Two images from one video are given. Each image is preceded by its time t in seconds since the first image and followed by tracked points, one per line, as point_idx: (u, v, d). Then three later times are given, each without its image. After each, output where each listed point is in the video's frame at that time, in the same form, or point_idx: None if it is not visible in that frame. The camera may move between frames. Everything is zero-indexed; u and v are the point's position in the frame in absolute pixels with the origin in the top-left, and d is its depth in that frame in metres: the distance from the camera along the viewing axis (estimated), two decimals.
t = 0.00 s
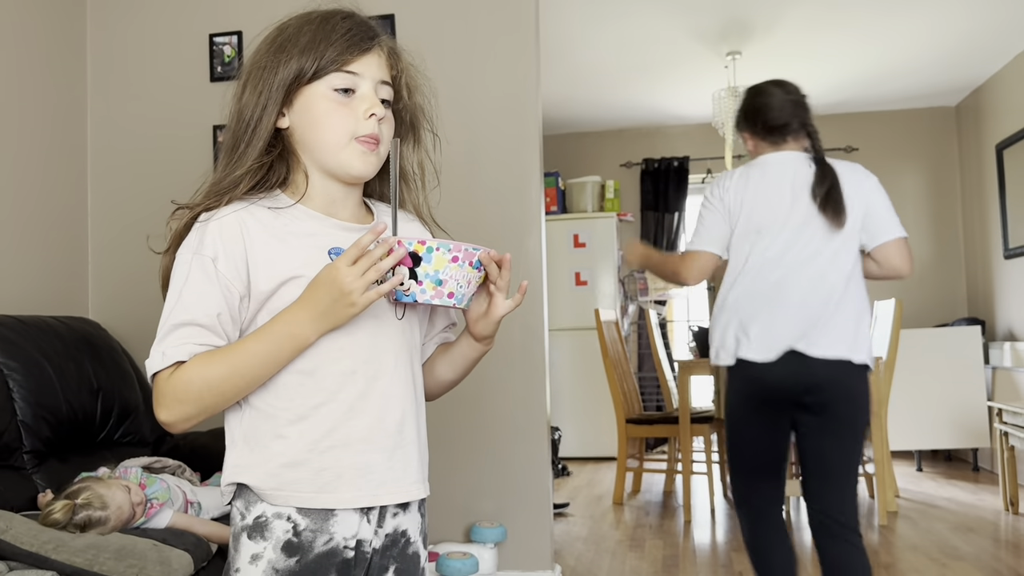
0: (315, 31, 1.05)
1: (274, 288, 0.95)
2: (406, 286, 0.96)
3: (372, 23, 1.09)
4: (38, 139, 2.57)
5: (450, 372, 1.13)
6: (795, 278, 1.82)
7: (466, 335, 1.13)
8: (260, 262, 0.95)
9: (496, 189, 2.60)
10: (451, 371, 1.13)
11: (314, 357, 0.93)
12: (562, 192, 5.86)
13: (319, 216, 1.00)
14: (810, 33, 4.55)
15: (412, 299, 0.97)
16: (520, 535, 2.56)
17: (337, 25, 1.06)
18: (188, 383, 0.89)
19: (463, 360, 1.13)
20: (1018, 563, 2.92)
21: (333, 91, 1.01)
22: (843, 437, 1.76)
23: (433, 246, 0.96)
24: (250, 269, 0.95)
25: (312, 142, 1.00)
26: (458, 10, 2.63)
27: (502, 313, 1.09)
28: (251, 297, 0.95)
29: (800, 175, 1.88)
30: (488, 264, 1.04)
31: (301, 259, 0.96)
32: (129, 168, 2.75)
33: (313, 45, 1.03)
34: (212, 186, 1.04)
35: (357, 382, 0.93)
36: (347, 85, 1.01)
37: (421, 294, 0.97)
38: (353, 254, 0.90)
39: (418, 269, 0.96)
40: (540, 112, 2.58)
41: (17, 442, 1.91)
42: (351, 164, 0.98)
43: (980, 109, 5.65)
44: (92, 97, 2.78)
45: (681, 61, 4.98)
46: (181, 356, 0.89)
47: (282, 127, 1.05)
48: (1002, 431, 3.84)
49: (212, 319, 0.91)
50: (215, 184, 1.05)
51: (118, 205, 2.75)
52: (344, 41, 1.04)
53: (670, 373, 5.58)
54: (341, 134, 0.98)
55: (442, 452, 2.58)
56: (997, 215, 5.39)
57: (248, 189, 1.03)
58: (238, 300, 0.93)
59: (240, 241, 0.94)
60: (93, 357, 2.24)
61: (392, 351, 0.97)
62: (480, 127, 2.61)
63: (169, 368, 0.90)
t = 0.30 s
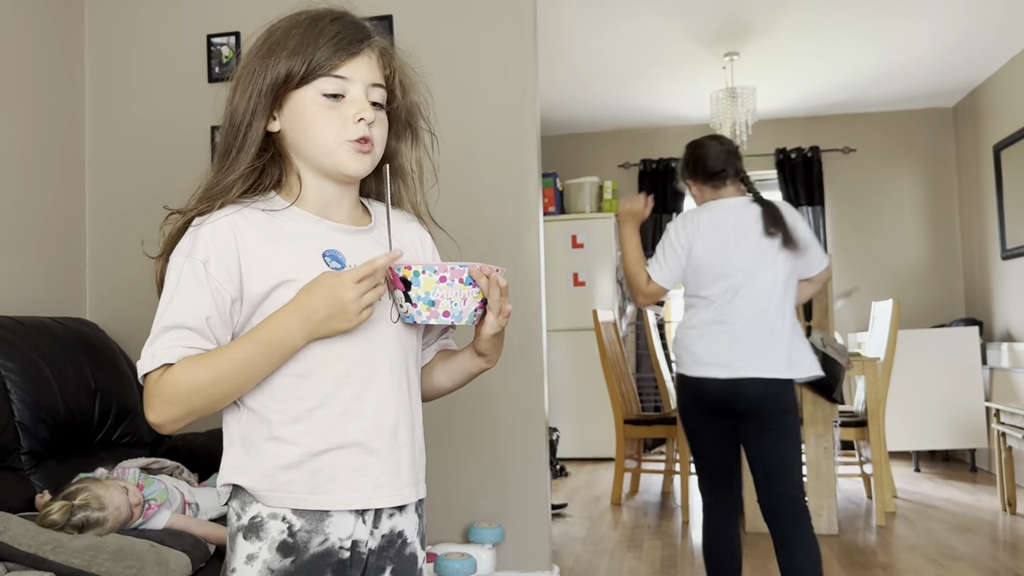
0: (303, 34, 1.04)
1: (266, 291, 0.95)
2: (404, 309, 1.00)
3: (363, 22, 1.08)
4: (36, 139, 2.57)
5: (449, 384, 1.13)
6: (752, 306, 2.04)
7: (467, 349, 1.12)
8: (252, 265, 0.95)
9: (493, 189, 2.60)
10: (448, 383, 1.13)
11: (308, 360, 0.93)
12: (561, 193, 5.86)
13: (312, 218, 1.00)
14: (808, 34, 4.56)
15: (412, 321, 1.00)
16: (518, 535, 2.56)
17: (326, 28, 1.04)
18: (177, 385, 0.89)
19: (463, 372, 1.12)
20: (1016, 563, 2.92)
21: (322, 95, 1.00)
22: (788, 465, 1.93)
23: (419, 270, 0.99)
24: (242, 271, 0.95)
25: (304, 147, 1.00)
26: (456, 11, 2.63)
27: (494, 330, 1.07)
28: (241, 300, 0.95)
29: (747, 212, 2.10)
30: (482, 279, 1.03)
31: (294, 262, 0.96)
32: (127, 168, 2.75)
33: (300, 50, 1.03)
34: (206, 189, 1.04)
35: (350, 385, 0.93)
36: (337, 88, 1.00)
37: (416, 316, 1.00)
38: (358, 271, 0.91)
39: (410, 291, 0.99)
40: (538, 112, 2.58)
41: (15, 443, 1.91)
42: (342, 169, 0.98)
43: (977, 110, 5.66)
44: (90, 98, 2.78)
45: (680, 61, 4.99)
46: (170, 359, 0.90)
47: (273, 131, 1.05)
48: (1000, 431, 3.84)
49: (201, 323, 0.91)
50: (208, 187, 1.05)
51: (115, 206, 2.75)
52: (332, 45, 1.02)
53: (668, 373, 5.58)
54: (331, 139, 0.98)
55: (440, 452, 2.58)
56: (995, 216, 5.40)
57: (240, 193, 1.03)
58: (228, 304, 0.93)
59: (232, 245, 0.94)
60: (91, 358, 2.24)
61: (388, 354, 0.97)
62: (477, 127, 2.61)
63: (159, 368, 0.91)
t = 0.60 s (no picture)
0: (287, 34, 1.04)
1: (265, 290, 0.93)
2: (398, 317, 0.99)
3: (352, 17, 1.08)
4: (34, 139, 2.57)
5: (445, 389, 1.13)
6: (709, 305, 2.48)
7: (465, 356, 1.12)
8: (251, 264, 0.94)
9: (491, 189, 2.60)
10: (444, 388, 1.13)
11: (305, 361, 0.92)
12: (559, 193, 5.86)
13: (314, 217, 0.99)
14: (807, 34, 4.56)
15: (405, 329, 1.00)
16: (517, 535, 2.56)
17: (309, 27, 1.04)
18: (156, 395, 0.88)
19: (459, 379, 1.12)
20: (1014, 564, 2.92)
21: (311, 94, 1.00)
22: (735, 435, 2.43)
23: (413, 277, 0.98)
24: (242, 270, 0.94)
25: (296, 147, 1.00)
26: (454, 11, 2.63)
27: (486, 340, 1.06)
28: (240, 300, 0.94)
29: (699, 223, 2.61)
30: (478, 287, 1.04)
31: (293, 262, 0.95)
32: (126, 168, 2.75)
33: (282, 51, 1.03)
34: (205, 187, 1.05)
35: (349, 387, 0.93)
36: (326, 88, 1.00)
37: (411, 324, 0.99)
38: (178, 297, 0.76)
39: (404, 299, 0.98)
40: (535, 112, 2.58)
41: (12, 444, 1.91)
42: (335, 167, 0.98)
43: (976, 111, 5.66)
44: (89, 98, 2.78)
45: (678, 62, 4.98)
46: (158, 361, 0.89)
47: (269, 134, 1.06)
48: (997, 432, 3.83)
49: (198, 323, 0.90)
50: (207, 190, 1.06)
51: (114, 205, 2.75)
52: (316, 44, 1.02)
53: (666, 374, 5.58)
54: (322, 138, 0.98)
55: (438, 453, 2.58)
56: (992, 216, 5.40)
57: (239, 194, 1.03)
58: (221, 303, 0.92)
59: (232, 245, 0.94)
60: (89, 358, 2.23)
61: (388, 355, 0.97)
62: (474, 128, 2.61)
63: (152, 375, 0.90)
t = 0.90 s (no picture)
0: (294, 34, 1.04)
1: (262, 288, 0.93)
2: (398, 324, 0.99)
3: (361, 17, 1.08)
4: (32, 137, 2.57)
5: (443, 391, 1.13)
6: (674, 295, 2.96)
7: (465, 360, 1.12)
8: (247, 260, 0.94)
9: (491, 189, 2.60)
10: (443, 390, 1.13)
11: (302, 362, 0.92)
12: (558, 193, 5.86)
13: (317, 216, 1.00)
14: (806, 34, 4.55)
15: (406, 336, 1.00)
16: (515, 535, 2.56)
17: (315, 27, 1.04)
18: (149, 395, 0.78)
19: (457, 384, 1.12)
20: (1011, 564, 2.93)
21: (316, 95, 1.00)
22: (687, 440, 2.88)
23: (413, 287, 0.97)
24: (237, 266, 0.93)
25: (302, 147, 0.99)
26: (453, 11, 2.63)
27: (486, 348, 1.05)
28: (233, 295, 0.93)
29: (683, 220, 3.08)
30: (479, 297, 1.02)
31: (291, 261, 0.95)
32: (124, 168, 2.75)
33: (290, 51, 1.03)
34: (210, 183, 1.05)
35: (345, 388, 0.93)
36: (332, 88, 1.00)
37: (412, 331, 0.99)
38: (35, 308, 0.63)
39: (404, 307, 0.98)
40: (535, 112, 2.58)
41: (10, 443, 1.90)
42: (339, 169, 0.98)
43: (974, 112, 5.66)
44: (87, 97, 2.78)
45: (677, 62, 4.98)
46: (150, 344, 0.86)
47: (276, 133, 1.06)
48: (995, 432, 3.84)
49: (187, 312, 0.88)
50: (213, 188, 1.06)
51: (112, 205, 2.75)
52: (323, 44, 1.02)
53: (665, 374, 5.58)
54: (325, 140, 0.97)
55: (437, 453, 2.58)
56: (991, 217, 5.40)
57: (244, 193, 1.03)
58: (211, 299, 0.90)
59: (232, 241, 0.94)
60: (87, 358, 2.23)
61: (385, 355, 0.97)
62: (474, 128, 2.61)
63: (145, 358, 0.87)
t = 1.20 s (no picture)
0: (296, 34, 1.04)
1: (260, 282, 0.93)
2: (399, 323, 1.00)
3: (363, 19, 1.08)
4: (31, 137, 2.57)
5: (443, 390, 1.13)
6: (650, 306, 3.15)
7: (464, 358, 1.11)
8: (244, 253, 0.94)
9: (490, 189, 2.60)
10: (442, 389, 1.13)
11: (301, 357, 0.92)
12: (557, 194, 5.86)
13: (317, 213, 1.00)
14: (805, 34, 4.55)
15: (406, 335, 1.01)
16: (513, 536, 2.56)
17: (318, 29, 1.04)
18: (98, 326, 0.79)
19: (457, 382, 1.12)
20: (1009, 564, 2.93)
21: (315, 96, 1.00)
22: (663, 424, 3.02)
23: (412, 286, 0.97)
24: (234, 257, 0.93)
25: (301, 147, 0.99)
26: (453, 11, 2.63)
27: (486, 346, 1.05)
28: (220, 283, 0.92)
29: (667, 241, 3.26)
30: (477, 295, 1.02)
31: (289, 257, 0.95)
32: (124, 167, 2.75)
33: (291, 50, 1.02)
34: (213, 177, 1.04)
35: (343, 386, 0.93)
36: (331, 90, 1.00)
37: (412, 329, 1.00)
38: None
39: (404, 306, 0.98)
40: (535, 113, 2.58)
41: (8, 443, 1.90)
42: (337, 168, 0.97)
43: (973, 112, 5.66)
44: (86, 96, 2.77)
45: (676, 62, 4.98)
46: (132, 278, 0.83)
47: (277, 132, 1.06)
48: (994, 433, 3.83)
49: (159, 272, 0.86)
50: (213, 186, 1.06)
51: (111, 204, 2.75)
52: (326, 45, 1.02)
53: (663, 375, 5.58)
54: (323, 141, 0.97)
55: (436, 453, 2.58)
56: (990, 218, 5.40)
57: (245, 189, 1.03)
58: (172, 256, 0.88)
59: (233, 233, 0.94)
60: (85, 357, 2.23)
61: (383, 353, 0.97)
62: (473, 128, 2.61)
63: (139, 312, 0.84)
